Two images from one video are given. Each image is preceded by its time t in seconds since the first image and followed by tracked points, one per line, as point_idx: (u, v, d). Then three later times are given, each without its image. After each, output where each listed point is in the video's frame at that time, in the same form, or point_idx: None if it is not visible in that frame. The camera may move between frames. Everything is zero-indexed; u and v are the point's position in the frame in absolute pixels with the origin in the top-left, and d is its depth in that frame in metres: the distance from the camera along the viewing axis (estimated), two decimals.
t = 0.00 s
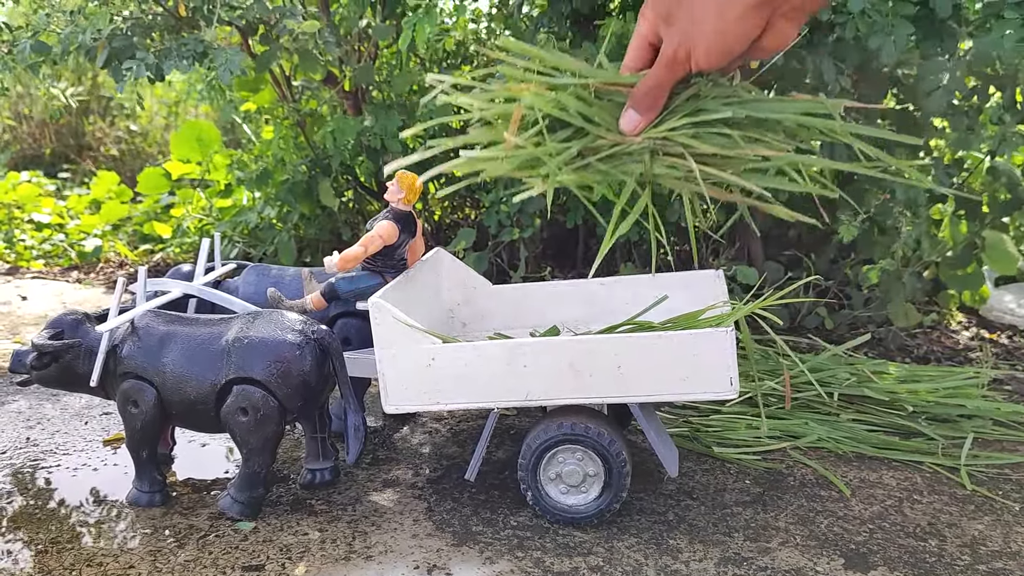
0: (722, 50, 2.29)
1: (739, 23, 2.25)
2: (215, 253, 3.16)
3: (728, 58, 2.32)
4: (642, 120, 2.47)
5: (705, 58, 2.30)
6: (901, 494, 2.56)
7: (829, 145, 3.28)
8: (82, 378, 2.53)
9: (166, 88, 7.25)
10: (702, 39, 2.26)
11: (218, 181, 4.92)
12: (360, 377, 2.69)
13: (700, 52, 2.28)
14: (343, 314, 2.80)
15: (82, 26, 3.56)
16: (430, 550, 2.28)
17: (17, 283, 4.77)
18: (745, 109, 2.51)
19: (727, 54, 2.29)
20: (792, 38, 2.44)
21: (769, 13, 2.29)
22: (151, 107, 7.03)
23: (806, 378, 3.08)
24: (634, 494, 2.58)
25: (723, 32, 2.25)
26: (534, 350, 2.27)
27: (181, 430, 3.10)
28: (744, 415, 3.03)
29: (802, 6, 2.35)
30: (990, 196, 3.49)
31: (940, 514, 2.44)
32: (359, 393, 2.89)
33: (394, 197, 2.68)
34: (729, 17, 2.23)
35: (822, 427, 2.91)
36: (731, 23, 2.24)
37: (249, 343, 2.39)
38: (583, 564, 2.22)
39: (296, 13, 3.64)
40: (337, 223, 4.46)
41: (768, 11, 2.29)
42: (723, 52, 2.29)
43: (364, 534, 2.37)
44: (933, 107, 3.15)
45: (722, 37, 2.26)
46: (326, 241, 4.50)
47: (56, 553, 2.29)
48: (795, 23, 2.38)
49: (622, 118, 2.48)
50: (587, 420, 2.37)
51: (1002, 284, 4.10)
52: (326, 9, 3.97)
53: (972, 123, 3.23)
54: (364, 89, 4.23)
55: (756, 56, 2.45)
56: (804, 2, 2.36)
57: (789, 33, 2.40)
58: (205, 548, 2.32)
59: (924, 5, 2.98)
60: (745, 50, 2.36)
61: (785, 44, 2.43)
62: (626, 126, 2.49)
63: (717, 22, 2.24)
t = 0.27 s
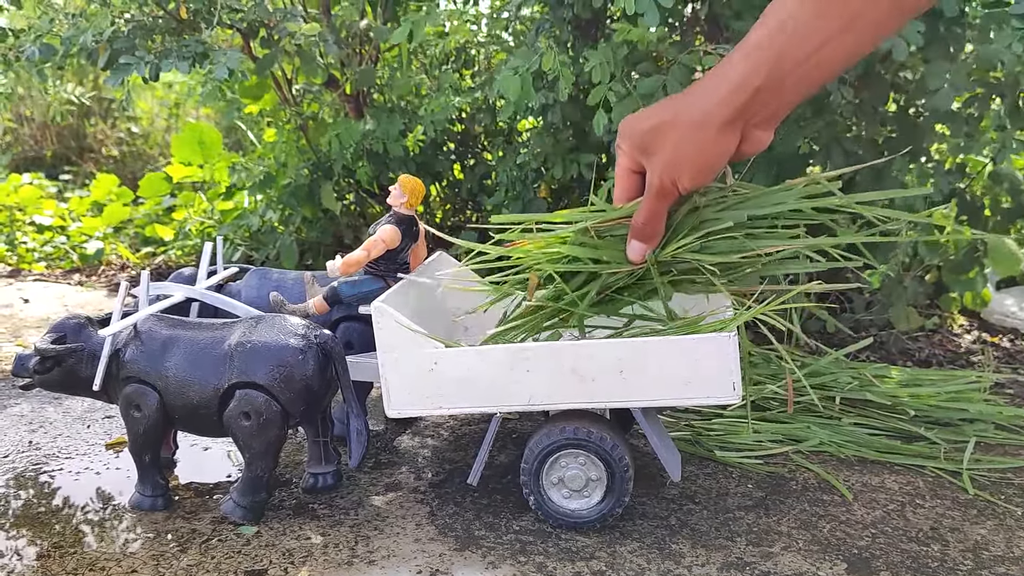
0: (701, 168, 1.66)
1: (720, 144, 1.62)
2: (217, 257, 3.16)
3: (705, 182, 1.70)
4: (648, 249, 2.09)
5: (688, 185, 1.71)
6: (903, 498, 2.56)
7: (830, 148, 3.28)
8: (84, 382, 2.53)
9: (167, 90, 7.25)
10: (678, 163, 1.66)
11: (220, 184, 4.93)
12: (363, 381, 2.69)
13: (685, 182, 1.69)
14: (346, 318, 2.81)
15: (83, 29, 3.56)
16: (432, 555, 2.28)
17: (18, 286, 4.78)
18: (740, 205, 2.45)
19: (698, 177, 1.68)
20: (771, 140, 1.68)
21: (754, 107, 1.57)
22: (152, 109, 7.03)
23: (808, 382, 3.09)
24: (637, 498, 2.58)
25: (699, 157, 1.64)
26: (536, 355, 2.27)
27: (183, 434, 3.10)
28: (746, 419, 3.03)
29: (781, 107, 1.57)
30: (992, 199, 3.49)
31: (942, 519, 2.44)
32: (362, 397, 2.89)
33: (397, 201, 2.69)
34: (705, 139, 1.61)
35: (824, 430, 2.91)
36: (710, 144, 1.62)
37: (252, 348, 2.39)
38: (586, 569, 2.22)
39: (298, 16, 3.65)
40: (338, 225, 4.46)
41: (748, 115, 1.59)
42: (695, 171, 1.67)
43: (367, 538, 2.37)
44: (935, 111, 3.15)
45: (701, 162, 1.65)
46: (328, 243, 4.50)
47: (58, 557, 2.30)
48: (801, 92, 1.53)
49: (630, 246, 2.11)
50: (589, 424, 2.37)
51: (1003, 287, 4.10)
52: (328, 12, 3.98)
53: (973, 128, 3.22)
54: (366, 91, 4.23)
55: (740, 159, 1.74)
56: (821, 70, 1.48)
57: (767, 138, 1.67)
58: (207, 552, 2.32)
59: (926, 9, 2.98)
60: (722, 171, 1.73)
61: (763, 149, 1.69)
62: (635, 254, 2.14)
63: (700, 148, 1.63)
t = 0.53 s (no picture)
0: (647, 215, 1.68)
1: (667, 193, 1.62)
2: (218, 256, 3.16)
3: (657, 225, 1.71)
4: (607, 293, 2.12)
5: (642, 229, 1.73)
6: (904, 497, 2.56)
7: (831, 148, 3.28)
8: (86, 380, 2.53)
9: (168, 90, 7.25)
10: (628, 211, 1.69)
11: (221, 183, 4.93)
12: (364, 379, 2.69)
13: (638, 228, 1.71)
14: (347, 316, 2.81)
15: (83, 30, 3.56)
16: (434, 553, 2.28)
17: (20, 285, 4.78)
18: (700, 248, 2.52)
19: (649, 223, 1.70)
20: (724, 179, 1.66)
21: (690, 164, 1.55)
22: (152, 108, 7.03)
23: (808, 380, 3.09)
24: (638, 497, 2.58)
25: (646, 205, 1.66)
26: (537, 353, 2.27)
27: (185, 432, 3.10)
28: (747, 418, 3.03)
29: (721, 158, 1.54)
30: (993, 199, 3.49)
31: (943, 517, 2.44)
32: (363, 396, 2.90)
33: (398, 200, 2.69)
34: (650, 192, 1.63)
35: (825, 429, 2.91)
36: (653, 194, 1.63)
37: (253, 346, 2.39)
38: (587, 567, 2.22)
39: (297, 16, 3.65)
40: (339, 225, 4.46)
41: (687, 169, 1.57)
42: (644, 215, 1.69)
43: (369, 536, 2.37)
44: (935, 110, 3.15)
45: (651, 210, 1.66)
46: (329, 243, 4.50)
47: (60, 554, 2.30)
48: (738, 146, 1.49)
49: (591, 289, 2.13)
50: (590, 422, 2.37)
51: (1004, 287, 4.10)
52: (328, 12, 3.97)
53: (974, 127, 3.21)
54: (366, 91, 4.23)
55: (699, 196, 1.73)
56: (751, 133, 1.43)
57: (717, 180, 1.64)
58: (209, 550, 2.32)
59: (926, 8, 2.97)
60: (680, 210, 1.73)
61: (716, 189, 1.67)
62: (596, 299, 2.18)
63: (646, 198, 1.65)
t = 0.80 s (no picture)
0: (636, 238, 1.75)
1: (656, 215, 1.69)
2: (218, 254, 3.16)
3: (645, 249, 1.79)
4: (593, 320, 2.24)
5: (632, 252, 1.80)
6: (906, 495, 2.55)
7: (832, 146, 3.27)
8: (87, 378, 2.53)
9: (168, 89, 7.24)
10: (618, 235, 1.76)
11: (221, 182, 4.93)
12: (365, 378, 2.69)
13: (628, 252, 1.79)
14: (347, 314, 2.81)
15: (84, 29, 3.56)
16: (435, 551, 2.28)
17: (20, 284, 4.78)
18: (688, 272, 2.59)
19: (638, 246, 1.78)
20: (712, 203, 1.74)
21: (679, 188, 1.62)
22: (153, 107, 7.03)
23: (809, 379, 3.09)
24: (639, 494, 2.58)
25: (636, 228, 1.73)
26: (538, 351, 2.27)
27: (185, 430, 3.10)
28: (748, 416, 3.03)
29: (710, 182, 1.61)
30: (994, 197, 3.49)
31: (944, 515, 2.44)
32: (363, 394, 2.89)
33: (399, 197, 2.69)
34: (640, 214, 1.70)
35: (825, 428, 2.91)
36: (642, 218, 1.70)
37: (254, 344, 2.39)
38: (588, 565, 2.21)
39: (298, 15, 3.65)
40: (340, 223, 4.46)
41: (675, 193, 1.64)
42: (633, 238, 1.76)
43: (369, 534, 2.37)
44: (936, 109, 3.14)
45: (641, 232, 1.73)
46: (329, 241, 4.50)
47: (60, 552, 2.30)
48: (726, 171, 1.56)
49: (579, 318, 2.27)
50: (591, 420, 2.37)
51: (1005, 285, 4.09)
52: (328, 11, 3.97)
53: (976, 126, 3.21)
54: (367, 90, 4.23)
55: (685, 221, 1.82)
56: (743, 155, 1.50)
57: (706, 203, 1.72)
58: (210, 547, 2.32)
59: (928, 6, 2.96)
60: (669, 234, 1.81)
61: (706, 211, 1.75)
62: (584, 324, 2.29)
63: (636, 221, 1.72)
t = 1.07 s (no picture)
0: (642, 254, 1.59)
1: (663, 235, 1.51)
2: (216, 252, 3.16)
3: (655, 266, 1.64)
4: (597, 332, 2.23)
5: (640, 267, 1.65)
6: (904, 493, 2.55)
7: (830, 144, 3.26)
8: (85, 376, 2.53)
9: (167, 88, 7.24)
10: (626, 247, 1.61)
11: (221, 181, 4.92)
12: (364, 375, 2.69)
13: (636, 266, 1.64)
14: (346, 313, 2.81)
15: (83, 28, 3.56)
16: (432, 549, 2.28)
17: (19, 283, 4.77)
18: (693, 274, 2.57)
19: (646, 262, 1.62)
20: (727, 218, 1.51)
21: (687, 209, 1.42)
22: (152, 106, 7.02)
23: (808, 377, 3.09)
24: (637, 493, 2.58)
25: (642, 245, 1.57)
26: (537, 348, 2.27)
27: (184, 428, 3.10)
28: (747, 415, 3.03)
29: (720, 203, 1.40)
30: (993, 195, 3.49)
31: (942, 513, 2.44)
32: (362, 392, 2.89)
33: (397, 195, 2.69)
34: (648, 232, 1.53)
35: (824, 426, 2.91)
36: (647, 236, 1.53)
37: (252, 342, 2.39)
38: (586, 563, 2.21)
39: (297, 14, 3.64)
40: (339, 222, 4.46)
41: (683, 214, 1.44)
42: (642, 254, 1.59)
43: (367, 532, 2.37)
44: (935, 108, 3.14)
45: (648, 248, 1.57)
46: (328, 240, 4.50)
47: (58, 550, 2.29)
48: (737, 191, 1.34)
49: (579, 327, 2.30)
50: (589, 418, 2.37)
51: (1004, 284, 4.09)
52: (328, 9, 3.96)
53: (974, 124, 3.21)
54: (365, 89, 4.23)
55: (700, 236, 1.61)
56: (752, 177, 1.27)
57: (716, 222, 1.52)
58: (207, 546, 2.32)
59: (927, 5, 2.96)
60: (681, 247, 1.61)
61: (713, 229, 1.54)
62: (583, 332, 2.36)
63: (643, 238, 1.55)
